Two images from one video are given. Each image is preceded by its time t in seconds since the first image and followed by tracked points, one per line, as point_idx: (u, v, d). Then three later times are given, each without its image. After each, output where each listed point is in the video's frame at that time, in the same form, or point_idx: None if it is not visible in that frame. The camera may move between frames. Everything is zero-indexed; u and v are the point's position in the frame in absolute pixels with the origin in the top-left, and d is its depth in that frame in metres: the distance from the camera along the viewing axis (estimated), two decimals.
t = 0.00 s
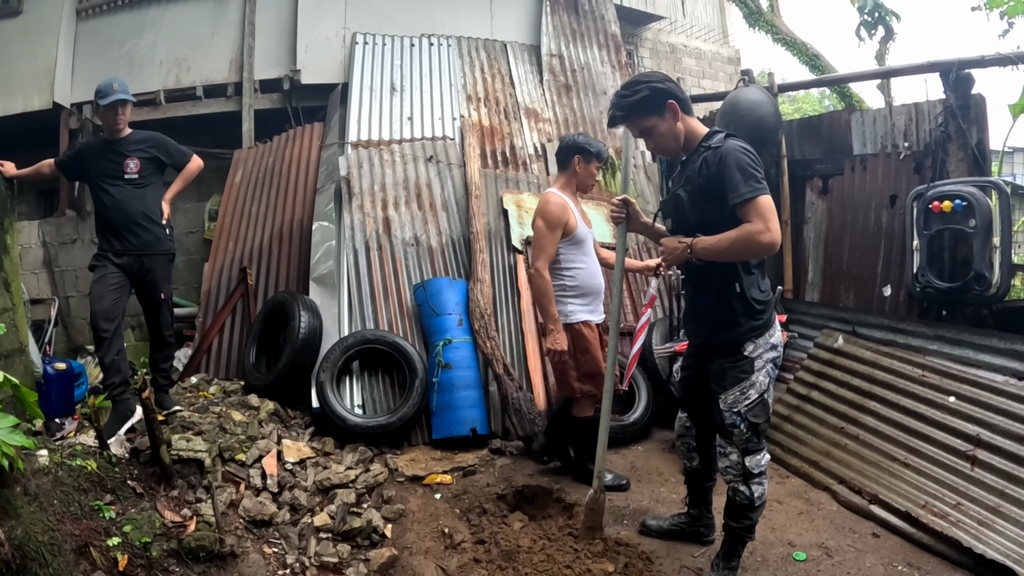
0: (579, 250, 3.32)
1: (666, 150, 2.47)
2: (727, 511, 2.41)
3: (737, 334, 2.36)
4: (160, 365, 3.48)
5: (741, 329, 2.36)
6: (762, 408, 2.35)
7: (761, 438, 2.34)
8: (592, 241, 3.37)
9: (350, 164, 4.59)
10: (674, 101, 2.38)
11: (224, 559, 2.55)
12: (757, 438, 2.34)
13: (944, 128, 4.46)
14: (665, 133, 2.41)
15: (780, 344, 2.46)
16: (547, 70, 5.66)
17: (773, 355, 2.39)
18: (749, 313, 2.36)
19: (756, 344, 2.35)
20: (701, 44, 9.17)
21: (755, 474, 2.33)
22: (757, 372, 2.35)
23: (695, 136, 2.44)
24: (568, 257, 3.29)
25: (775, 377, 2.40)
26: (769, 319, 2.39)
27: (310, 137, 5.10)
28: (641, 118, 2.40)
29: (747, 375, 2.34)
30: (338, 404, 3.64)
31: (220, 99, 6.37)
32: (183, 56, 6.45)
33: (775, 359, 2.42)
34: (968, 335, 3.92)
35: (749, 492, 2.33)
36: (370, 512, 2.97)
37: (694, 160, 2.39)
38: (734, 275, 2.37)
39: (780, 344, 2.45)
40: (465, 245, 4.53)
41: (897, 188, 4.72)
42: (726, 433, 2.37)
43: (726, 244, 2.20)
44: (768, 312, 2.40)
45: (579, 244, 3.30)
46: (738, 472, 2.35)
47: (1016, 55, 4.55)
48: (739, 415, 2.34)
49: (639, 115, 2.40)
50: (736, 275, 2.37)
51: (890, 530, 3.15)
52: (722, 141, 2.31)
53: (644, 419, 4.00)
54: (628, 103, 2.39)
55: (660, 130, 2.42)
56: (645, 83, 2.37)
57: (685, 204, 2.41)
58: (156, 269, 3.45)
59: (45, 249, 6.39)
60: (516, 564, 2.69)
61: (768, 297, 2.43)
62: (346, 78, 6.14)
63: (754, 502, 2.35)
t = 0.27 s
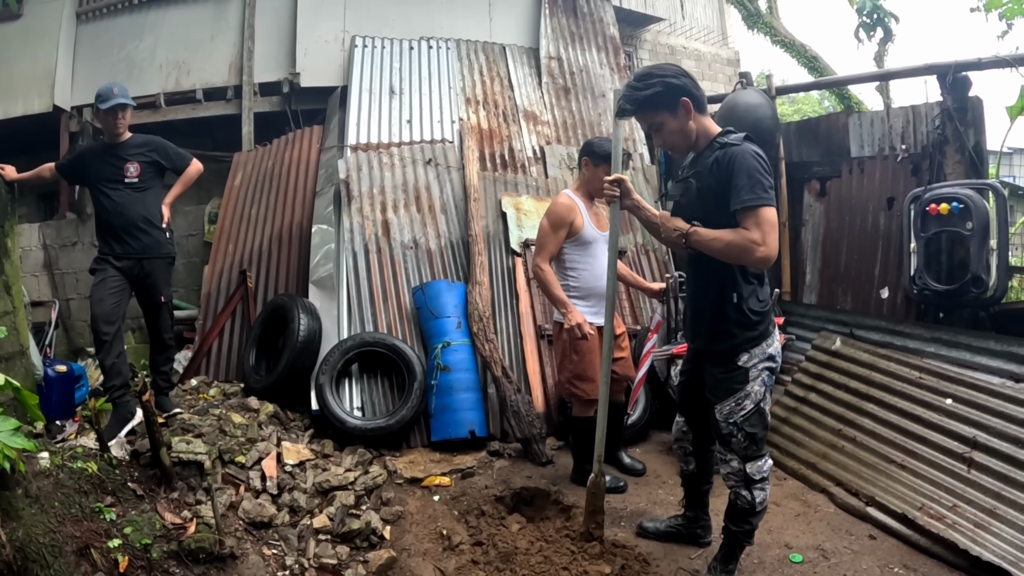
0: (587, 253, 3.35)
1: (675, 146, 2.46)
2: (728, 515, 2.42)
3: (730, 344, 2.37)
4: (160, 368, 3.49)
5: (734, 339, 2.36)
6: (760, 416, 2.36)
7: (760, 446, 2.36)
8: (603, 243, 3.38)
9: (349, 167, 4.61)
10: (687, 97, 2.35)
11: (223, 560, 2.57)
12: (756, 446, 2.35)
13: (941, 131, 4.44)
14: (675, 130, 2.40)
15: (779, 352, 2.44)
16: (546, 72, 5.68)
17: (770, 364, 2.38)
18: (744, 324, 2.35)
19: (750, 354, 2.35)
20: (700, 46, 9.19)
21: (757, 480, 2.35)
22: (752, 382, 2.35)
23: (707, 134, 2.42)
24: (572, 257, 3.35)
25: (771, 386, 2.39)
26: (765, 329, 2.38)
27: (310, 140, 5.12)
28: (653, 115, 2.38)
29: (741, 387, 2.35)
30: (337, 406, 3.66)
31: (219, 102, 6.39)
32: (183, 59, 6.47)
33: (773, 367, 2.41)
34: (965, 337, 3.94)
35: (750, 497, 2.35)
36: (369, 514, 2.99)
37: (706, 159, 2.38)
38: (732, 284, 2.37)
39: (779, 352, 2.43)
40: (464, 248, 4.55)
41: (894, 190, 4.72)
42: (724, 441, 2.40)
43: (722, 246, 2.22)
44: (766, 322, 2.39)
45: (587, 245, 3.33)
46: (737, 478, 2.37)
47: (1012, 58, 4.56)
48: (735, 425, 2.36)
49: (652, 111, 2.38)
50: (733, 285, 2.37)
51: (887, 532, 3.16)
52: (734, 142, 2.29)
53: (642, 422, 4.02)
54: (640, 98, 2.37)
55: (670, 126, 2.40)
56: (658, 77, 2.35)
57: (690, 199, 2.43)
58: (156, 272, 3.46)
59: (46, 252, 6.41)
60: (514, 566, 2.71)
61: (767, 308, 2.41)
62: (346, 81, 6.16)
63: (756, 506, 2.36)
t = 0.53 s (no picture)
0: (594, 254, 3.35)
1: (673, 151, 2.47)
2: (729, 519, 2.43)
3: (735, 353, 2.37)
4: (161, 370, 3.50)
5: (740, 350, 2.36)
6: (762, 425, 2.34)
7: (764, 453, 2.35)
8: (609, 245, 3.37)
9: (349, 169, 4.62)
10: (683, 101, 2.36)
11: (224, 562, 2.58)
12: (757, 455, 2.35)
13: (940, 133, 4.44)
14: (672, 135, 2.41)
15: (784, 357, 2.43)
16: (546, 75, 5.69)
17: (773, 371, 2.37)
18: (749, 334, 2.34)
19: (753, 363, 2.35)
20: (700, 48, 9.20)
21: (759, 487, 2.35)
22: (755, 391, 2.34)
23: (707, 139, 2.43)
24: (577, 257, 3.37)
25: (775, 394, 2.37)
26: (769, 337, 2.37)
27: (310, 142, 5.14)
28: (650, 120, 2.39)
29: (743, 396, 2.35)
30: (338, 408, 3.67)
31: (220, 104, 6.41)
32: (183, 62, 6.48)
33: (777, 374, 2.39)
34: (965, 340, 3.95)
35: (750, 503, 2.36)
36: (370, 516, 3.00)
37: (708, 165, 2.38)
38: (739, 294, 2.35)
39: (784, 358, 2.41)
40: (464, 250, 4.56)
41: (893, 192, 4.73)
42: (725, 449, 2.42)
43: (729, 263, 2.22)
44: (770, 330, 2.38)
45: (593, 246, 3.34)
46: (738, 484, 2.38)
47: (1011, 60, 4.57)
48: (737, 433, 2.37)
49: (648, 116, 2.39)
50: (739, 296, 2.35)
51: (886, 533, 3.17)
52: (736, 150, 2.29)
53: (642, 423, 4.03)
54: (635, 104, 2.37)
55: (666, 131, 2.41)
56: (652, 82, 2.36)
57: (694, 210, 2.41)
58: (157, 274, 3.47)
59: (46, 253, 6.42)
60: (514, 568, 2.72)
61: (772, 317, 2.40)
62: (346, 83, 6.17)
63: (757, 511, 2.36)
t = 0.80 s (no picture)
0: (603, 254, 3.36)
1: (670, 152, 2.46)
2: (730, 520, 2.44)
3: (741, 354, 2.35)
4: (162, 371, 3.50)
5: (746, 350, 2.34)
6: (767, 425, 2.34)
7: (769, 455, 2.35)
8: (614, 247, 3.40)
9: (350, 170, 4.62)
10: (680, 100, 2.36)
11: (225, 564, 2.58)
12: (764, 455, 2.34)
13: (940, 134, 4.45)
14: (668, 134, 2.40)
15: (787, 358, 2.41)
16: (546, 76, 5.70)
17: (778, 371, 2.35)
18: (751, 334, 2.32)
19: (758, 364, 2.31)
20: (700, 49, 9.21)
21: (762, 487, 2.35)
22: (761, 393, 2.32)
23: (703, 138, 2.42)
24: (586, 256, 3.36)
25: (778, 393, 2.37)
26: (772, 338, 2.35)
27: (310, 144, 5.15)
28: (648, 118, 2.39)
29: (750, 397, 2.31)
30: (338, 410, 3.67)
31: (220, 106, 6.41)
32: (184, 63, 6.48)
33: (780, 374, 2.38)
34: (965, 341, 3.96)
35: (755, 504, 2.35)
36: (370, 517, 3.00)
37: (705, 164, 2.36)
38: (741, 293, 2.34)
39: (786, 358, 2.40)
40: (464, 251, 4.56)
41: (894, 193, 4.73)
42: (733, 451, 2.38)
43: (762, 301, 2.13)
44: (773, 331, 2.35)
45: (602, 248, 3.36)
46: (744, 486, 2.36)
47: (1011, 61, 4.57)
48: (744, 435, 2.34)
49: (646, 114, 2.38)
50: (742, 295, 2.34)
51: (887, 535, 3.16)
52: (735, 149, 2.26)
53: (642, 425, 4.03)
54: (633, 101, 2.37)
55: (664, 129, 2.40)
56: (651, 79, 2.36)
57: (693, 212, 2.37)
58: (158, 276, 3.47)
59: (47, 255, 6.43)
60: (514, 569, 2.72)
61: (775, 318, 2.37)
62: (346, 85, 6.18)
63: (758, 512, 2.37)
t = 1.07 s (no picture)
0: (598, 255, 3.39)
1: (664, 154, 2.46)
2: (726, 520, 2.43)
3: (731, 351, 2.36)
4: (162, 372, 3.50)
5: (736, 347, 2.35)
6: (758, 422, 2.35)
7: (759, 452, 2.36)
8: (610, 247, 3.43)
9: (350, 172, 4.62)
10: (675, 103, 2.38)
11: (225, 565, 2.57)
12: (755, 452, 2.34)
13: (940, 135, 4.46)
14: (664, 135, 2.41)
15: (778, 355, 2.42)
16: (546, 77, 5.70)
17: (769, 369, 2.36)
18: (743, 330, 2.33)
19: (749, 361, 2.34)
20: (700, 50, 9.21)
21: (754, 486, 2.34)
22: (751, 390, 2.34)
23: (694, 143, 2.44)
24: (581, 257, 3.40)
25: (770, 392, 2.38)
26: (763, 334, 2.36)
27: (310, 145, 5.15)
28: (644, 119, 2.39)
29: (740, 394, 2.34)
30: (338, 411, 3.67)
31: (221, 107, 6.41)
32: (184, 64, 6.49)
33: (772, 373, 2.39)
34: (965, 342, 3.96)
35: (748, 502, 2.35)
36: (370, 519, 2.99)
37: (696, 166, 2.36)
38: (734, 289, 2.34)
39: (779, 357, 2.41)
40: (465, 252, 4.56)
41: (894, 194, 4.73)
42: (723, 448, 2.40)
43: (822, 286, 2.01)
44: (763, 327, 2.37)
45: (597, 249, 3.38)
46: (735, 484, 2.37)
47: (1011, 62, 4.58)
48: (733, 432, 2.36)
49: (643, 115, 2.39)
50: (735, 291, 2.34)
51: (887, 536, 3.16)
52: (723, 148, 2.27)
53: (642, 426, 4.03)
54: (632, 100, 2.36)
55: (659, 131, 2.40)
56: (649, 82, 2.37)
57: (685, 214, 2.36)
58: (158, 277, 3.47)
59: (46, 256, 6.43)
60: (514, 571, 2.71)
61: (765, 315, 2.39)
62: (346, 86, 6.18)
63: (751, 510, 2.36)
